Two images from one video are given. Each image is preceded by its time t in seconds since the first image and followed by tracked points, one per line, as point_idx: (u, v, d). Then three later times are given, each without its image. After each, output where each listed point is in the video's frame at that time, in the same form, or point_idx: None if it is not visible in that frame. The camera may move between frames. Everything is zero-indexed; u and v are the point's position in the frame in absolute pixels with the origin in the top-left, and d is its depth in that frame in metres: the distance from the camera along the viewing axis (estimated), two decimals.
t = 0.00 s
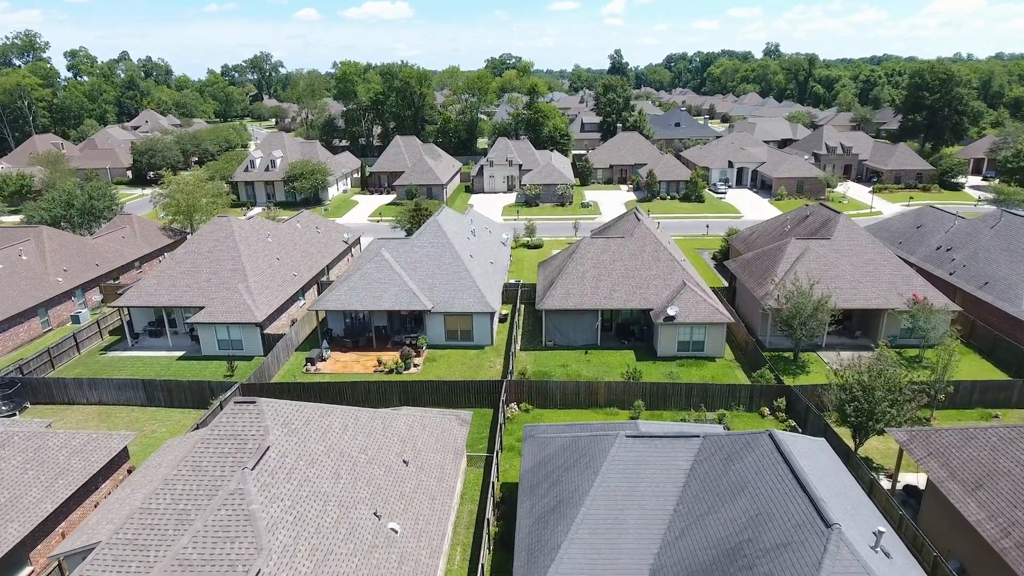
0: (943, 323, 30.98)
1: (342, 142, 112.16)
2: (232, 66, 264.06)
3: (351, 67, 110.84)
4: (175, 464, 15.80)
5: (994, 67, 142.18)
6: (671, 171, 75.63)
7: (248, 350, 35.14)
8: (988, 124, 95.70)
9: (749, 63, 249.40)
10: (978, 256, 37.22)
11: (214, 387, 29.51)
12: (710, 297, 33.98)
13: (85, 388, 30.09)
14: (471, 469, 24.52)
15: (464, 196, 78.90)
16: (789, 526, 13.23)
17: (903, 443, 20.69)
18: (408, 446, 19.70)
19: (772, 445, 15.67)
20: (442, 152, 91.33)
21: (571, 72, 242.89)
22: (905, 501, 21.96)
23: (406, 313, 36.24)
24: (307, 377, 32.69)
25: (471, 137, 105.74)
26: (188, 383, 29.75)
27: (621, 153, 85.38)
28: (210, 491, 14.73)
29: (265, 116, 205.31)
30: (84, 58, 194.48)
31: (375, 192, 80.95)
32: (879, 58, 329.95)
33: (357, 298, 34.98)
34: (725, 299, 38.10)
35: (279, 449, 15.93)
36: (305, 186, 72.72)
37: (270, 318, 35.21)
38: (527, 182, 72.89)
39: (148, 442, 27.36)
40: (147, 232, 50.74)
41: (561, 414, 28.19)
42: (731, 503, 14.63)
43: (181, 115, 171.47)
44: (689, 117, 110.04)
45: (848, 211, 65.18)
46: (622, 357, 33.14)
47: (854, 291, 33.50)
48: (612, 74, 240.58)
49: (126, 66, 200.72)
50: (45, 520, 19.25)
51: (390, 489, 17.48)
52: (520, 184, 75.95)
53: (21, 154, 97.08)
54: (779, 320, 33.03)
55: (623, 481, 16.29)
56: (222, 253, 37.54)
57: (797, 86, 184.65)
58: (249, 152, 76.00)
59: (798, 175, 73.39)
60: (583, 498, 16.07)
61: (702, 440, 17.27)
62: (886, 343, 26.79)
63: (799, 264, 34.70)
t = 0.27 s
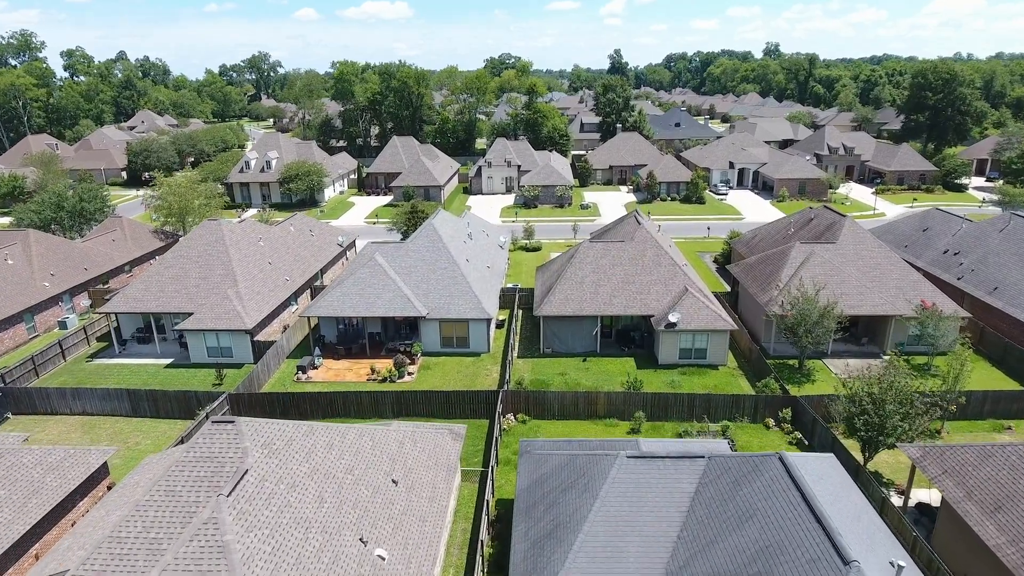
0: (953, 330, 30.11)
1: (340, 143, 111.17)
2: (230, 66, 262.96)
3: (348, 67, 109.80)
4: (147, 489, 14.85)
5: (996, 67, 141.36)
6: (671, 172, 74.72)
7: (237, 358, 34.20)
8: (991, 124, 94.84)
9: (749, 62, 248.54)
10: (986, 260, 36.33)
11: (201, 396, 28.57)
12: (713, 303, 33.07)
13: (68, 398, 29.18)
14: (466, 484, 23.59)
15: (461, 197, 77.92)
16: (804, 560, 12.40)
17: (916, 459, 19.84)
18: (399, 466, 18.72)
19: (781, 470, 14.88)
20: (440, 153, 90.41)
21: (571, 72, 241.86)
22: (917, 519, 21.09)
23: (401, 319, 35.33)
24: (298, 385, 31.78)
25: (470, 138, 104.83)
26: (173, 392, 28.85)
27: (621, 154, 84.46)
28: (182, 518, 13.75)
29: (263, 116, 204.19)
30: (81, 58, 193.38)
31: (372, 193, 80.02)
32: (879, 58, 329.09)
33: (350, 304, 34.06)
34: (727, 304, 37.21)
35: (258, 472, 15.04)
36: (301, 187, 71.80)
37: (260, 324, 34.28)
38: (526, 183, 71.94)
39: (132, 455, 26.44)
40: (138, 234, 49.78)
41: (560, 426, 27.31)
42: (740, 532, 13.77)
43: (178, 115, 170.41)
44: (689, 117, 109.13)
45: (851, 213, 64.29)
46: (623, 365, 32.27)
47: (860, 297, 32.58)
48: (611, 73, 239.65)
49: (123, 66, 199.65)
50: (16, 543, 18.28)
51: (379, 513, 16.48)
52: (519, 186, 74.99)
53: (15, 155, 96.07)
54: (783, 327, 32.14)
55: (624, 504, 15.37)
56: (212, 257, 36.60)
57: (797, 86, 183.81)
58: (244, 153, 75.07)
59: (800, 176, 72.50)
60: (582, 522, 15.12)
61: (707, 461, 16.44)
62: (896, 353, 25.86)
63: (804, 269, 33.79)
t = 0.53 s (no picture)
0: (965, 340, 29.07)
1: (337, 144, 110.09)
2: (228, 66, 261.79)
3: (345, 67, 108.67)
4: (109, 522, 13.79)
5: (998, 67, 140.45)
6: (672, 173, 73.68)
7: (225, 367, 33.12)
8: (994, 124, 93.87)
9: (749, 62, 247.62)
10: (997, 266, 35.29)
11: (184, 409, 27.52)
12: (716, 311, 32.01)
13: (47, 411, 28.14)
14: (458, 504, 22.51)
15: (459, 199, 76.85)
16: None
17: (932, 481, 18.81)
18: (386, 490, 17.40)
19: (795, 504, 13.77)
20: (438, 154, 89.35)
21: (570, 72, 240.86)
22: (934, 543, 19.99)
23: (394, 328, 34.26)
24: (287, 397, 30.72)
25: (468, 139, 103.80)
26: (156, 405, 27.79)
27: (621, 155, 83.41)
28: (145, 557, 12.68)
29: (260, 117, 203.00)
30: (77, 58, 192.16)
31: (368, 195, 78.92)
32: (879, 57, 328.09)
33: (341, 312, 32.98)
34: (730, 311, 36.18)
35: (230, 504, 14.02)
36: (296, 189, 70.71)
37: (248, 333, 33.19)
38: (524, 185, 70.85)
39: (111, 472, 25.38)
40: (127, 238, 48.66)
41: (557, 441, 26.22)
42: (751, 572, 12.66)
43: (175, 116, 169.19)
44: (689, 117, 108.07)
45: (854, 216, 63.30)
46: (623, 376, 31.21)
47: (868, 304, 31.52)
48: (611, 73, 238.69)
49: (120, 66, 198.48)
50: None
51: (363, 543, 15.10)
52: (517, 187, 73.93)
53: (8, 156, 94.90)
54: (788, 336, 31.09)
55: (625, 538, 14.24)
56: (199, 263, 35.52)
57: (798, 86, 182.88)
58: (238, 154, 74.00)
59: (802, 177, 71.47)
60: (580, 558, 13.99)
61: (713, 489, 15.30)
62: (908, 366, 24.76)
63: (810, 276, 32.73)
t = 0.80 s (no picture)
0: (975, 349, 28.19)
1: (334, 144, 109.11)
2: (226, 66, 260.68)
3: (342, 67, 107.68)
4: (75, 555, 12.94)
5: (1000, 67, 139.58)
6: (672, 175, 72.77)
7: (213, 376, 32.18)
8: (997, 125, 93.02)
9: (749, 62, 246.72)
10: (1006, 271, 34.39)
11: (169, 421, 26.61)
12: (719, 318, 31.11)
13: (28, 423, 27.27)
14: (451, 522, 21.59)
15: (457, 200, 75.93)
16: None
17: (947, 502, 17.94)
18: (374, 514, 16.43)
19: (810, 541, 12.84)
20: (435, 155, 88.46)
21: (569, 72, 239.96)
22: (949, 567, 19.06)
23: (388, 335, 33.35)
24: (277, 407, 29.79)
25: (466, 139, 102.94)
26: (140, 417, 26.87)
27: (621, 156, 82.48)
28: None
29: (258, 117, 201.99)
30: (74, 58, 191.19)
31: (365, 196, 77.97)
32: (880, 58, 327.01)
33: (333, 319, 32.05)
34: (733, 317, 35.25)
35: (202, 536, 13.17)
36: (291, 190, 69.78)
37: (237, 340, 32.28)
38: (523, 187, 69.92)
39: (92, 488, 24.47)
40: (117, 242, 47.73)
41: (555, 455, 25.30)
42: None
43: (172, 116, 168.13)
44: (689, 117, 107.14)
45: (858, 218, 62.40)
46: (623, 385, 30.31)
47: (875, 312, 30.61)
48: (611, 73, 237.68)
49: (117, 66, 197.45)
50: None
51: None
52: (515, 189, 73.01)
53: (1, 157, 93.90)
54: (793, 344, 30.22)
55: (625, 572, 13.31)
56: (188, 269, 34.60)
57: (798, 86, 182.04)
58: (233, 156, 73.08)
59: (804, 179, 70.54)
60: None
61: (720, 517, 14.43)
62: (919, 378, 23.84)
63: (815, 282, 31.84)
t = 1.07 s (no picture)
0: (987, 358, 27.30)
1: (331, 145, 108.15)
2: (224, 65, 259.55)
3: (339, 67, 106.67)
4: None
5: (1001, 66, 138.83)
6: (673, 176, 71.88)
7: (201, 385, 31.26)
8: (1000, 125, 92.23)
9: (749, 62, 246.00)
10: (1016, 276, 33.52)
11: (153, 434, 25.68)
12: (722, 325, 30.20)
13: (8, 436, 26.36)
14: (444, 542, 20.65)
15: (455, 202, 75.02)
16: None
17: (964, 526, 17.05)
18: (360, 539, 15.51)
19: None
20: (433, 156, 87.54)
21: (569, 72, 239.10)
22: None
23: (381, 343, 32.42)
24: (266, 418, 28.87)
25: (465, 140, 102.06)
26: (123, 430, 25.94)
27: (620, 157, 81.61)
28: None
29: (256, 117, 200.99)
30: (71, 58, 190.03)
31: (362, 198, 77.08)
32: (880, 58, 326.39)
33: (324, 327, 31.12)
34: (736, 324, 34.36)
35: (171, 572, 12.25)
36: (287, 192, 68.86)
37: (226, 349, 31.36)
38: (521, 188, 69.01)
39: (71, 505, 23.52)
40: (107, 246, 46.78)
41: (553, 470, 24.37)
42: None
43: (169, 116, 167.06)
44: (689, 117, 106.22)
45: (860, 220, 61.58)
46: (623, 395, 29.38)
47: (883, 319, 29.72)
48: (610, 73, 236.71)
49: (114, 66, 196.34)
50: None
51: None
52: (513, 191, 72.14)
53: None
54: (798, 352, 29.32)
55: None
56: (176, 274, 33.66)
57: (799, 86, 181.29)
58: (228, 157, 72.10)
59: (806, 180, 69.69)
60: None
61: (728, 548, 13.54)
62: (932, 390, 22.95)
63: (821, 288, 30.95)
